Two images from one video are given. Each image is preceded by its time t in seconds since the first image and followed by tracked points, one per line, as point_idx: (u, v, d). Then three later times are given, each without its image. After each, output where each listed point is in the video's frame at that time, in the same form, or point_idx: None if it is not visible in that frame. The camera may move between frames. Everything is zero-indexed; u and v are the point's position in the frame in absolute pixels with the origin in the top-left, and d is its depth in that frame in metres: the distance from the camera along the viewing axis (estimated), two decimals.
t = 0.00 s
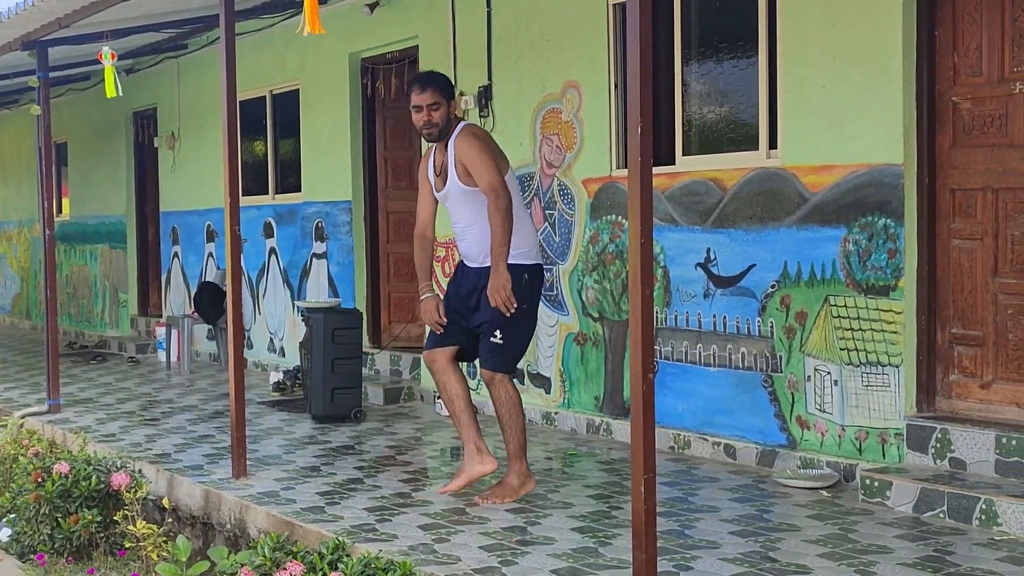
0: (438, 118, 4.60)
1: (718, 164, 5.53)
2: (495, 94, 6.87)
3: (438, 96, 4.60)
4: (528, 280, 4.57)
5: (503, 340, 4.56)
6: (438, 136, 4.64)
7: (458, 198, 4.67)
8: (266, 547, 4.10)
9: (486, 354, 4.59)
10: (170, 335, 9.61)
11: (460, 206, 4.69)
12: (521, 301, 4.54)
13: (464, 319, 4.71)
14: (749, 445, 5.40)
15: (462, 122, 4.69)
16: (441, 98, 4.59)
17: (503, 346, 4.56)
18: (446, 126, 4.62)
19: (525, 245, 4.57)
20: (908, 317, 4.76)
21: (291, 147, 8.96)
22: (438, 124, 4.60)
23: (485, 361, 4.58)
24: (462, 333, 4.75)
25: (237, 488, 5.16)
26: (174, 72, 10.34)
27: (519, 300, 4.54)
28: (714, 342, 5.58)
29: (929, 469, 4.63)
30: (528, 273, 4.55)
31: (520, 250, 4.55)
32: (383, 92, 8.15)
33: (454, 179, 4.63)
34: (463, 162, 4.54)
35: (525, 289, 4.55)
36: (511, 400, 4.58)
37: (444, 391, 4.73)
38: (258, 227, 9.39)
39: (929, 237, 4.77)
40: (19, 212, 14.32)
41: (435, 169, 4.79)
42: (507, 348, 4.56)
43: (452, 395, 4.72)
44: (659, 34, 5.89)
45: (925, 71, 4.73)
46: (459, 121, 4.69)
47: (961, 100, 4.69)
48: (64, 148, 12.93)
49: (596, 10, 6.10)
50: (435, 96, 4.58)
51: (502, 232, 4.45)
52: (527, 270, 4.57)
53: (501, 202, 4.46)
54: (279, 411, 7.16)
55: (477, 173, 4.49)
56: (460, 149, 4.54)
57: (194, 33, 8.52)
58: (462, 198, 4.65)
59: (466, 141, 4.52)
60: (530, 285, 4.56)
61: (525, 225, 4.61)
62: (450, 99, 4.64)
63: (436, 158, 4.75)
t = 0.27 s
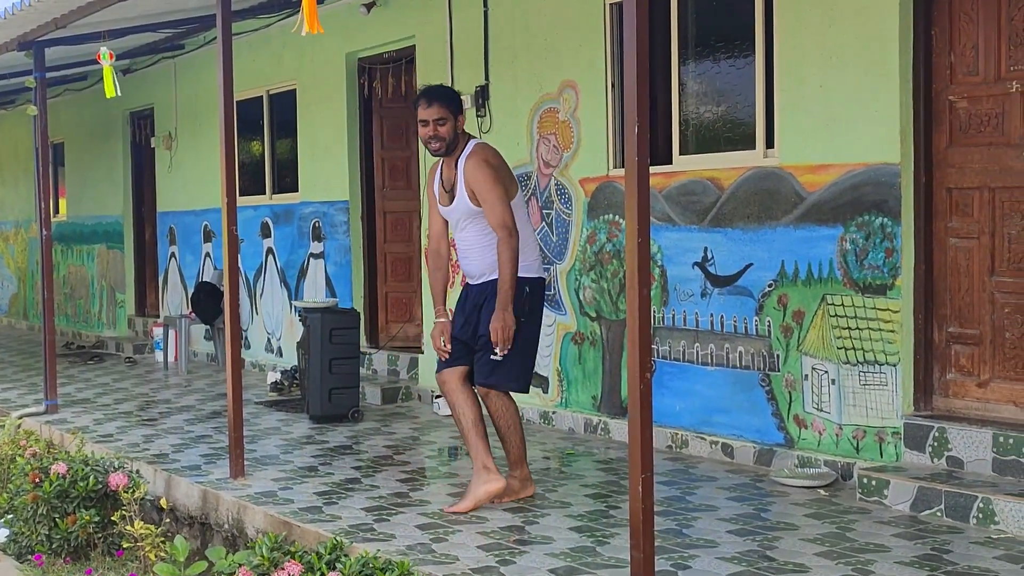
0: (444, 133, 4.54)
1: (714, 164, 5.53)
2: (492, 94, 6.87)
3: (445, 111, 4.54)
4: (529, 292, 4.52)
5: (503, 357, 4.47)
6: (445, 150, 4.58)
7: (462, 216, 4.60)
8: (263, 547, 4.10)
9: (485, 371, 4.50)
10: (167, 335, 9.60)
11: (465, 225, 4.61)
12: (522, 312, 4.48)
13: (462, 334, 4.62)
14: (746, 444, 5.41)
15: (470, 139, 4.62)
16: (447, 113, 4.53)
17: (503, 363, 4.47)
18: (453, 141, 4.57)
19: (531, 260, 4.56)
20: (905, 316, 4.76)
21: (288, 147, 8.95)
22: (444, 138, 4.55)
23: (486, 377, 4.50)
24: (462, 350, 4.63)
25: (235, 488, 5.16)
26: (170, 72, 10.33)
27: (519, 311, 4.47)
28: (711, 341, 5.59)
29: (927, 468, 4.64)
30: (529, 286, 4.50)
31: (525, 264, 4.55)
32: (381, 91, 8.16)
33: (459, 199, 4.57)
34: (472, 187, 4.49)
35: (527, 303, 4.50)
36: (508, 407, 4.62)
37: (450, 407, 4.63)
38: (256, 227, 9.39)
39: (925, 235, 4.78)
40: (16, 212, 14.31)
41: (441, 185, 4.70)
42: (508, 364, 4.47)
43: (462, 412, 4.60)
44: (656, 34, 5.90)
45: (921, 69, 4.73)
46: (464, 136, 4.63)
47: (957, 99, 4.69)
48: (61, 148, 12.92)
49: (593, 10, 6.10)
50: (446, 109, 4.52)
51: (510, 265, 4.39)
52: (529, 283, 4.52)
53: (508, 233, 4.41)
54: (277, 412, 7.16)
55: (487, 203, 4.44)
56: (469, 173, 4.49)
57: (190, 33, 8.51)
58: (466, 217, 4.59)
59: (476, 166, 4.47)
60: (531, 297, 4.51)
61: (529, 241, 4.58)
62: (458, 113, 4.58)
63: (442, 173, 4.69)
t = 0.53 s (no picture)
0: (439, 135, 4.54)
1: (713, 164, 5.54)
2: (492, 94, 6.87)
3: (440, 114, 4.53)
4: (528, 292, 4.53)
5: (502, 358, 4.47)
6: (440, 153, 4.57)
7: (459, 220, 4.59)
8: (264, 547, 4.10)
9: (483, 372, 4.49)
10: (167, 335, 9.60)
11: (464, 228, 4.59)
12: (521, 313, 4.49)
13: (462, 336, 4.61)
14: (746, 443, 5.41)
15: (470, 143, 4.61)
16: (441, 116, 4.52)
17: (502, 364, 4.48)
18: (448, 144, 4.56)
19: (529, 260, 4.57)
20: (904, 315, 4.77)
21: (288, 146, 8.95)
22: (438, 142, 4.54)
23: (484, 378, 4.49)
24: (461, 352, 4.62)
25: (235, 488, 5.17)
26: (170, 72, 10.34)
27: (518, 312, 4.49)
28: (711, 341, 5.59)
29: (926, 467, 4.64)
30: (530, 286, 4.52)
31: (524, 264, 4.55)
32: (381, 92, 8.17)
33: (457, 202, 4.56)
34: (472, 191, 4.47)
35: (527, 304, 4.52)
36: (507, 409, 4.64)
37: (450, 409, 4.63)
38: (256, 227, 9.39)
39: (925, 235, 4.78)
40: (15, 212, 14.30)
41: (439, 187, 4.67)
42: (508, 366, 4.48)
43: (464, 414, 4.59)
44: (655, 33, 5.90)
45: (921, 69, 4.74)
46: (462, 138, 4.63)
47: (956, 99, 4.70)
48: (60, 148, 12.92)
49: (592, 10, 6.10)
50: (441, 113, 4.51)
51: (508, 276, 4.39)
52: (528, 283, 4.54)
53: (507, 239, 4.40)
54: (276, 412, 7.17)
55: (487, 208, 4.43)
56: (469, 177, 4.46)
57: (190, 33, 8.52)
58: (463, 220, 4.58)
59: (478, 172, 4.44)
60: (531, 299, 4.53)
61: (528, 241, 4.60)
62: (454, 116, 4.56)
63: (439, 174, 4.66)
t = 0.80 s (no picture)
0: (427, 131, 4.59)
1: (713, 164, 5.54)
2: (492, 95, 6.87)
3: (423, 112, 4.59)
4: (516, 294, 4.63)
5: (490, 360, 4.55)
6: (432, 148, 4.62)
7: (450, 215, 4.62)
8: (264, 547, 4.10)
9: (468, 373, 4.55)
10: (166, 335, 9.60)
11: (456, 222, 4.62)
12: (508, 315, 4.58)
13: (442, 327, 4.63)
14: (746, 443, 5.41)
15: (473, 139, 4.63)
16: (423, 115, 4.57)
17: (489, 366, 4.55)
18: (436, 139, 4.59)
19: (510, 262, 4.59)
20: (904, 315, 4.77)
21: (287, 147, 8.95)
22: (427, 138, 4.60)
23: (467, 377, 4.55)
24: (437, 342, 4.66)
25: (235, 488, 5.17)
26: (169, 72, 10.34)
27: (504, 315, 4.57)
28: (710, 341, 5.59)
29: (926, 467, 4.64)
30: (517, 289, 4.61)
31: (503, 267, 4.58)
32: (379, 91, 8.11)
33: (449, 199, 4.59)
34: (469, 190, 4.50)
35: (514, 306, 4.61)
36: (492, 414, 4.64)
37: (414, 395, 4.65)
38: (255, 227, 9.39)
39: (924, 235, 4.78)
40: (15, 212, 14.30)
41: (433, 177, 4.72)
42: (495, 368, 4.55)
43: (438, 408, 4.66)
44: (655, 33, 5.90)
45: (920, 69, 4.74)
46: (460, 133, 4.63)
47: (956, 99, 4.69)
48: (60, 149, 12.92)
49: (592, 10, 6.10)
50: (424, 110, 4.57)
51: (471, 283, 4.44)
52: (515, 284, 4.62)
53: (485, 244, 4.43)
54: (276, 412, 7.16)
55: (477, 209, 4.46)
56: (471, 175, 4.49)
57: (189, 33, 8.52)
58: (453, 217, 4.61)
59: (483, 170, 4.46)
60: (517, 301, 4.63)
61: (511, 243, 4.62)
62: (436, 112, 4.58)
63: (436, 167, 4.70)
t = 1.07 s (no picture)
0: (398, 130, 4.60)
1: (713, 163, 5.54)
2: (491, 94, 6.87)
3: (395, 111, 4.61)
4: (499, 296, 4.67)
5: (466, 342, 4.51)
6: (404, 146, 4.62)
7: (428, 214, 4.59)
8: (263, 547, 4.10)
9: (441, 349, 4.47)
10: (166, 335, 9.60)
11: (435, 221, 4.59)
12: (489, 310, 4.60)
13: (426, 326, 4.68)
14: (746, 443, 5.41)
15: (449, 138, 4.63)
16: (396, 113, 4.59)
17: (464, 349, 4.50)
18: (409, 138, 4.59)
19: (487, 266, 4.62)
20: (903, 314, 4.77)
21: (287, 146, 8.95)
22: (398, 136, 4.60)
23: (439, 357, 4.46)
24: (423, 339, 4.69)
25: (235, 488, 5.17)
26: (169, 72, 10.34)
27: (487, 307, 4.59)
28: (710, 341, 5.59)
29: (925, 467, 4.65)
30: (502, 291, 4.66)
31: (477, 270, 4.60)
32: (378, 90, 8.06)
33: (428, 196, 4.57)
34: (448, 185, 4.49)
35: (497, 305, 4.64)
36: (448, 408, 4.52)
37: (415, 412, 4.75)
38: (255, 227, 9.40)
39: (924, 234, 4.78)
40: (15, 213, 14.29)
41: (409, 179, 4.66)
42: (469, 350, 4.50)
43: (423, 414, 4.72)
44: (654, 33, 5.90)
45: (920, 68, 4.73)
46: (433, 132, 4.63)
47: (956, 99, 4.69)
48: (60, 149, 12.92)
49: (591, 10, 6.10)
50: (397, 109, 4.58)
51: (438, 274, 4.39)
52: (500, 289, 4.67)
53: (463, 236, 4.41)
54: (276, 411, 7.16)
55: (458, 203, 4.45)
56: (453, 170, 4.48)
57: (189, 33, 8.52)
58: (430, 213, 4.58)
59: (462, 166, 4.47)
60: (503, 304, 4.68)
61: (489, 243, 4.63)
62: (408, 111, 4.58)
63: (411, 166, 4.68)
